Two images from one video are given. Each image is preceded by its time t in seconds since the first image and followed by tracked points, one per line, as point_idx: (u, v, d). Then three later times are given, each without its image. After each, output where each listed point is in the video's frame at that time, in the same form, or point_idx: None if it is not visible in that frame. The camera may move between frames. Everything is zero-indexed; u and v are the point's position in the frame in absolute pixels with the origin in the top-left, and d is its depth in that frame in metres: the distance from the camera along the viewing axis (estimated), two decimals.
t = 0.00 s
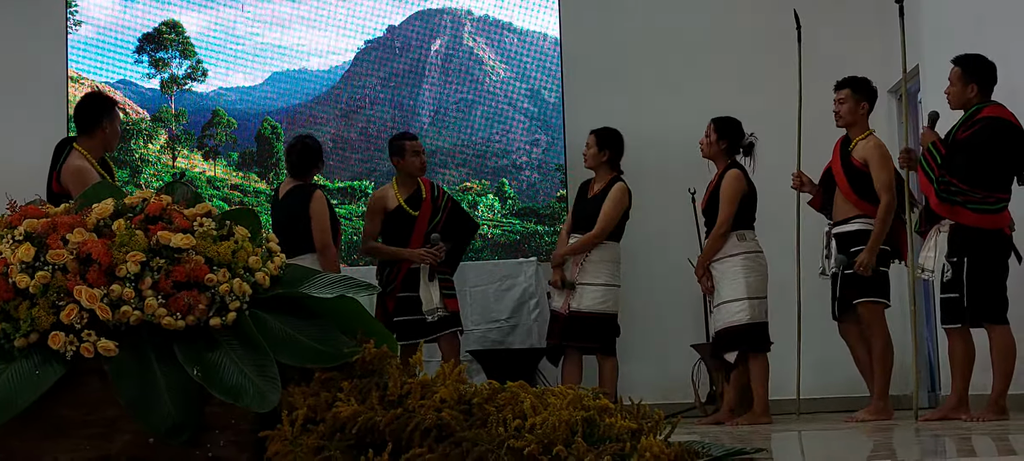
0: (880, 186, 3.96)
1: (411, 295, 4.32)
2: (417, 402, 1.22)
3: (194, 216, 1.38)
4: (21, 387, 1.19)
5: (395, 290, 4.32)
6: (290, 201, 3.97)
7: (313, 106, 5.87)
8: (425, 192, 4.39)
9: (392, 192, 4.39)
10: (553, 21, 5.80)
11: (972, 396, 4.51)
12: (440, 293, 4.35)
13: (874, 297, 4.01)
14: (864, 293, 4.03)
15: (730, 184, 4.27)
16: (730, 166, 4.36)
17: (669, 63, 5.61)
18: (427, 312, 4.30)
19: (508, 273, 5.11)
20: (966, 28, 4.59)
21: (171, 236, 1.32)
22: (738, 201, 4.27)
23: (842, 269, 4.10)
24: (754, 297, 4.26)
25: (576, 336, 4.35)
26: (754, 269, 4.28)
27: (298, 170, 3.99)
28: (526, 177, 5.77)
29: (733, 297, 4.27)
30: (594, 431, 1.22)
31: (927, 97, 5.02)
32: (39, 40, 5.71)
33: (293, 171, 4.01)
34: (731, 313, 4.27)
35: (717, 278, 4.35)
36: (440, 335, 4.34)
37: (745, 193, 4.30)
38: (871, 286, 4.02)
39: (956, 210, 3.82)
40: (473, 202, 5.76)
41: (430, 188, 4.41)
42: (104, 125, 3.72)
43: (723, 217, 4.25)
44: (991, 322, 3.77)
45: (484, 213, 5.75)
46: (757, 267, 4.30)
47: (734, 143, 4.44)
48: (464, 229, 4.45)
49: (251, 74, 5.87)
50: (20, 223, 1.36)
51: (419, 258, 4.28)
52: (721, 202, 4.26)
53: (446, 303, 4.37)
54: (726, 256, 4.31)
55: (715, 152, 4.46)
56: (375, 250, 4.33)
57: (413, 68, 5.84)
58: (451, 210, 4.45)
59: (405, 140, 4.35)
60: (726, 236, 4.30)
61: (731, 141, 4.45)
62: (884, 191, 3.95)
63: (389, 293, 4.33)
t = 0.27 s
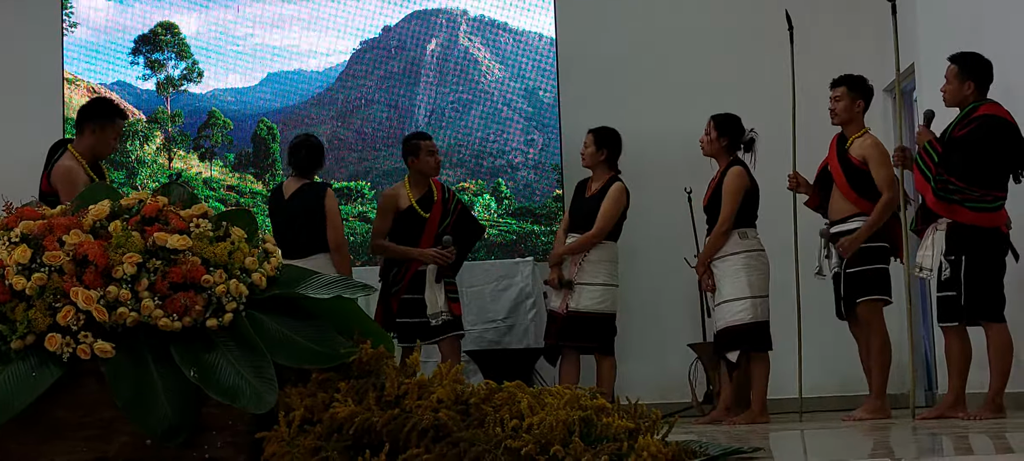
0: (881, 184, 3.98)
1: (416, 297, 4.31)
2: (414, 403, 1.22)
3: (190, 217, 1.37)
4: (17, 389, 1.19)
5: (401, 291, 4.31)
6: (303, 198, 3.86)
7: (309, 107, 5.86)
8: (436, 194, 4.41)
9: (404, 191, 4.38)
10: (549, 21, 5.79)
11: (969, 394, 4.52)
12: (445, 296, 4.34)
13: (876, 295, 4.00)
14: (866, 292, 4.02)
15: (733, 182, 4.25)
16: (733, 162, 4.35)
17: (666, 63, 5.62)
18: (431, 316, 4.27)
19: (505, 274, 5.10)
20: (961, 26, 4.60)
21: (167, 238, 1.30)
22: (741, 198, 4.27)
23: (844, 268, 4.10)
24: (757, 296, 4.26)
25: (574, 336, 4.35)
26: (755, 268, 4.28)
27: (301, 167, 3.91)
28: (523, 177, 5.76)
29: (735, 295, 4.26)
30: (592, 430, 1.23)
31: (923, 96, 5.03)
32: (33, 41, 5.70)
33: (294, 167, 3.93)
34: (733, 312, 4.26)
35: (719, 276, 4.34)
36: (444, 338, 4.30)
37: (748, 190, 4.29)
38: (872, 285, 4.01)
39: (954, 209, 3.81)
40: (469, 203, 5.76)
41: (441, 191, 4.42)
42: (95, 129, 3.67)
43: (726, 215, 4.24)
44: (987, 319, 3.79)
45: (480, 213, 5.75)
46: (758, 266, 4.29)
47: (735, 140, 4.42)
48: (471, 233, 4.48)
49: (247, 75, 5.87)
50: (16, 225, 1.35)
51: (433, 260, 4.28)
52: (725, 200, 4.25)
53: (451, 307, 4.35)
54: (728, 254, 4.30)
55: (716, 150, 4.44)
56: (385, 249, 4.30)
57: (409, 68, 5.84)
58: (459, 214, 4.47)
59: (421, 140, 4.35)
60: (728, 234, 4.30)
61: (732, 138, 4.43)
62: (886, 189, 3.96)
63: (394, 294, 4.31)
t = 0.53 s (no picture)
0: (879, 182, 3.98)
1: (433, 295, 4.27)
2: (413, 405, 1.21)
3: (188, 219, 1.36)
4: (15, 392, 1.18)
5: (419, 287, 4.27)
6: (316, 196, 3.77)
7: (307, 108, 5.85)
8: (458, 190, 4.40)
9: (430, 185, 4.35)
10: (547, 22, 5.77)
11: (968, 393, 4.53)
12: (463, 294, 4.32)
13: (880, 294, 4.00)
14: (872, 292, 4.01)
15: (735, 183, 4.25)
16: (735, 163, 4.34)
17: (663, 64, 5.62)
18: (449, 314, 4.25)
19: (503, 274, 5.11)
20: (958, 27, 4.61)
21: (165, 240, 1.29)
22: (742, 199, 4.26)
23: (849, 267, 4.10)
24: (757, 297, 4.25)
25: (574, 337, 4.35)
26: (756, 269, 4.27)
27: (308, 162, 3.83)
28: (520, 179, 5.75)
29: (736, 296, 4.26)
30: (590, 432, 1.23)
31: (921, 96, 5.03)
32: (34, 50, 5.74)
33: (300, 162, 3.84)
34: (734, 313, 4.26)
35: (719, 277, 4.34)
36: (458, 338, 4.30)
37: (750, 190, 4.29)
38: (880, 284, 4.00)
39: (954, 208, 3.81)
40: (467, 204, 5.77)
41: (463, 187, 4.42)
42: (86, 136, 3.70)
43: (728, 215, 4.24)
44: (986, 319, 3.79)
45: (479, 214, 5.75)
46: (759, 267, 4.28)
47: (737, 139, 4.41)
48: (489, 231, 4.49)
49: (245, 77, 5.87)
50: (14, 228, 1.34)
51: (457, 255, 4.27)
52: (727, 201, 4.24)
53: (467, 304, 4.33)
54: (728, 255, 4.30)
55: (717, 150, 4.43)
56: (408, 242, 4.28)
57: (407, 70, 5.84)
58: (479, 212, 4.46)
59: (447, 135, 4.36)
60: (730, 235, 4.30)
61: (734, 136, 4.42)
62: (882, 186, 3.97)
63: (411, 289, 4.28)
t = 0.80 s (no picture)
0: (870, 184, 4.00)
1: (450, 295, 4.15)
2: (407, 410, 1.20)
3: (181, 225, 1.33)
4: (8, 401, 1.13)
5: (436, 285, 4.15)
6: (318, 196, 3.68)
7: (300, 113, 5.85)
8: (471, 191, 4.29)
9: (445, 184, 4.22)
10: (539, 26, 5.78)
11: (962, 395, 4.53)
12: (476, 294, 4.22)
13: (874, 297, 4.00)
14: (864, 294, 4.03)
15: (731, 187, 4.25)
16: (732, 166, 4.33)
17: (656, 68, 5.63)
18: (465, 313, 4.14)
19: (498, 279, 5.10)
20: (949, 30, 4.63)
21: (159, 247, 1.27)
22: (737, 203, 4.26)
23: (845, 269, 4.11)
24: (750, 301, 4.25)
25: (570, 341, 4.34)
26: (750, 273, 4.28)
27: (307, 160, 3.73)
28: (515, 182, 5.75)
29: (730, 300, 4.27)
30: (586, 435, 1.21)
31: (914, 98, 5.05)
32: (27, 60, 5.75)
33: (298, 160, 3.74)
34: (727, 317, 4.27)
35: (714, 279, 4.35)
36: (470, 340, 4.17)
37: (745, 194, 4.29)
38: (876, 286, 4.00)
39: (948, 209, 3.83)
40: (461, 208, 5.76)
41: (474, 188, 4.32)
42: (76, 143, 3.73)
43: (722, 219, 4.23)
44: (981, 320, 3.79)
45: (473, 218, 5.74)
46: (752, 270, 4.29)
47: (735, 141, 4.42)
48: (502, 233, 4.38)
49: (239, 83, 5.87)
50: (6, 236, 1.31)
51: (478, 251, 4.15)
52: (721, 205, 4.24)
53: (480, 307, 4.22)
54: (723, 258, 4.31)
55: (716, 152, 4.44)
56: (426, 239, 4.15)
57: (400, 74, 5.84)
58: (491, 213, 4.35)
59: (460, 134, 4.26)
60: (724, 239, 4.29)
61: (732, 138, 4.42)
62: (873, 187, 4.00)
63: (427, 288, 4.15)
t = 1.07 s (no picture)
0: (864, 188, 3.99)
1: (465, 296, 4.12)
2: (405, 415, 1.20)
3: (180, 231, 1.33)
4: (6, 407, 1.13)
5: (452, 286, 4.11)
6: (318, 200, 3.67)
7: (298, 118, 5.84)
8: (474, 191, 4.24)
9: (452, 186, 4.14)
10: (537, 30, 5.76)
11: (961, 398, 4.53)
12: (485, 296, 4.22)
13: (868, 300, 4.03)
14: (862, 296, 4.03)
15: (730, 192, 4.25)
16: (733, 171, 4.33)
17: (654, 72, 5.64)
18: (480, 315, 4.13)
19: (496, 283, 5.08)
20: (947, 33, 4.63)
21: (157, 252, 1.26)
22: (738, 207, 4.27)
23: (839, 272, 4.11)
24: (748, 305, 4.25)
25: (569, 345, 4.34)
26: (749, 277, 4.28)
27: (306, 163, 3.72)
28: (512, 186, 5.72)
29: (728, 304, 4.27)
30: (585, 440, 1.20)
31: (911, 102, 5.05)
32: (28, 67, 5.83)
33: (297, 164, 3.72)
34: (726, 321, 4.27)
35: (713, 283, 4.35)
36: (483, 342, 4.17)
37: (745, 198, 4.29)
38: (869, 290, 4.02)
39: (946, 213, 3.84)
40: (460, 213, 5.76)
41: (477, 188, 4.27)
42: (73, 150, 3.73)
43: (722, 223, 4.23)
44: (979, 323, 3.79)
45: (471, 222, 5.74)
46: (751, 275, 4.29)
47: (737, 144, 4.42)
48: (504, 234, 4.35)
49: (236, 88, 5.86)
50: (5, 242, 1.31)
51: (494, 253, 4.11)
52: (721, 209, 4.24)
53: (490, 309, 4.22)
54: (722, 262, 4.30)
55: (717, 155, 4.44)
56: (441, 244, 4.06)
57: (398, 79, 5.85)
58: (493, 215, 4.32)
59: (464, 135, 4.19)
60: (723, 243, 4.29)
61: (734, 141, 4.43)
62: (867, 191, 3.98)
63: (444, 289, 4.11)
